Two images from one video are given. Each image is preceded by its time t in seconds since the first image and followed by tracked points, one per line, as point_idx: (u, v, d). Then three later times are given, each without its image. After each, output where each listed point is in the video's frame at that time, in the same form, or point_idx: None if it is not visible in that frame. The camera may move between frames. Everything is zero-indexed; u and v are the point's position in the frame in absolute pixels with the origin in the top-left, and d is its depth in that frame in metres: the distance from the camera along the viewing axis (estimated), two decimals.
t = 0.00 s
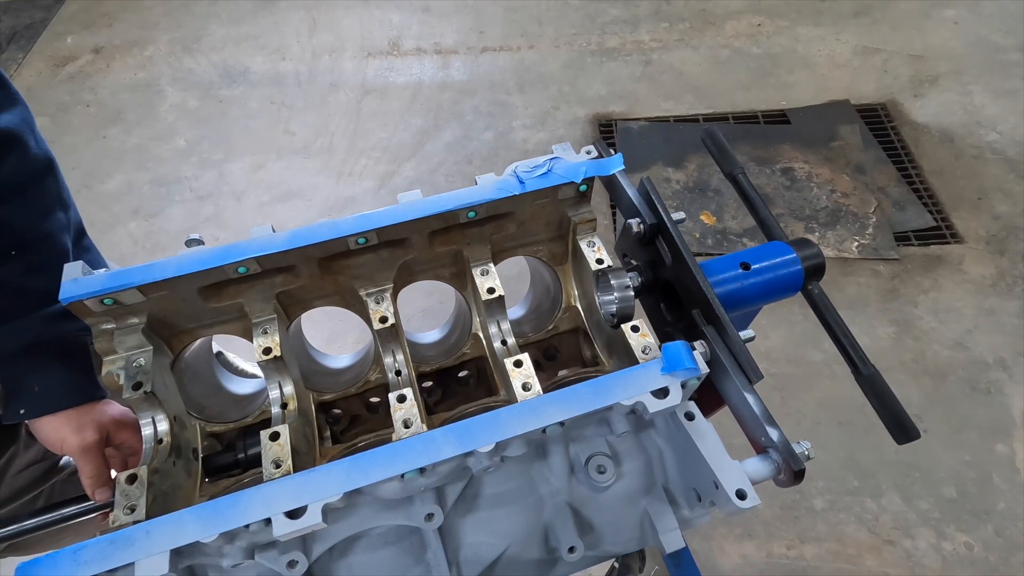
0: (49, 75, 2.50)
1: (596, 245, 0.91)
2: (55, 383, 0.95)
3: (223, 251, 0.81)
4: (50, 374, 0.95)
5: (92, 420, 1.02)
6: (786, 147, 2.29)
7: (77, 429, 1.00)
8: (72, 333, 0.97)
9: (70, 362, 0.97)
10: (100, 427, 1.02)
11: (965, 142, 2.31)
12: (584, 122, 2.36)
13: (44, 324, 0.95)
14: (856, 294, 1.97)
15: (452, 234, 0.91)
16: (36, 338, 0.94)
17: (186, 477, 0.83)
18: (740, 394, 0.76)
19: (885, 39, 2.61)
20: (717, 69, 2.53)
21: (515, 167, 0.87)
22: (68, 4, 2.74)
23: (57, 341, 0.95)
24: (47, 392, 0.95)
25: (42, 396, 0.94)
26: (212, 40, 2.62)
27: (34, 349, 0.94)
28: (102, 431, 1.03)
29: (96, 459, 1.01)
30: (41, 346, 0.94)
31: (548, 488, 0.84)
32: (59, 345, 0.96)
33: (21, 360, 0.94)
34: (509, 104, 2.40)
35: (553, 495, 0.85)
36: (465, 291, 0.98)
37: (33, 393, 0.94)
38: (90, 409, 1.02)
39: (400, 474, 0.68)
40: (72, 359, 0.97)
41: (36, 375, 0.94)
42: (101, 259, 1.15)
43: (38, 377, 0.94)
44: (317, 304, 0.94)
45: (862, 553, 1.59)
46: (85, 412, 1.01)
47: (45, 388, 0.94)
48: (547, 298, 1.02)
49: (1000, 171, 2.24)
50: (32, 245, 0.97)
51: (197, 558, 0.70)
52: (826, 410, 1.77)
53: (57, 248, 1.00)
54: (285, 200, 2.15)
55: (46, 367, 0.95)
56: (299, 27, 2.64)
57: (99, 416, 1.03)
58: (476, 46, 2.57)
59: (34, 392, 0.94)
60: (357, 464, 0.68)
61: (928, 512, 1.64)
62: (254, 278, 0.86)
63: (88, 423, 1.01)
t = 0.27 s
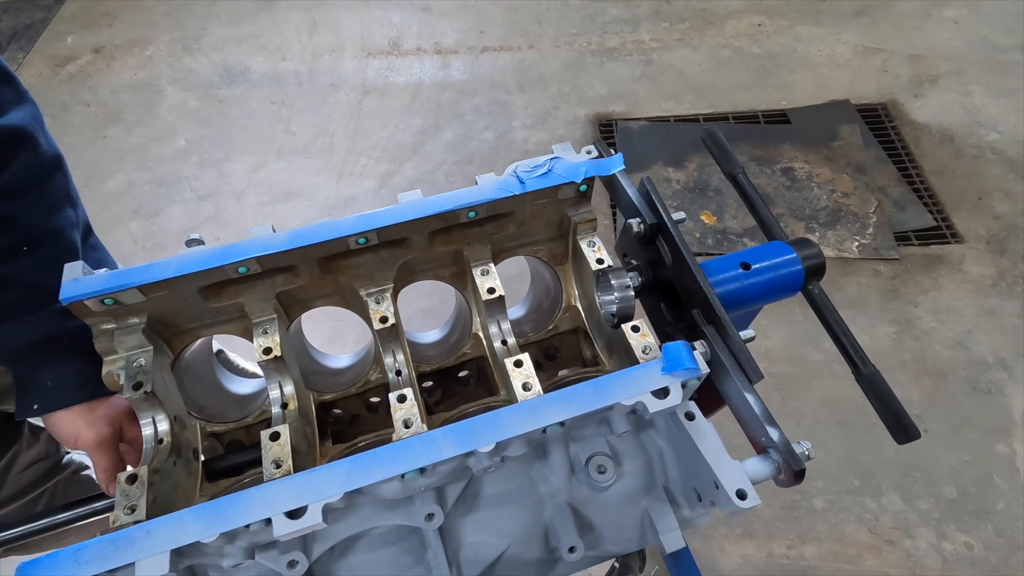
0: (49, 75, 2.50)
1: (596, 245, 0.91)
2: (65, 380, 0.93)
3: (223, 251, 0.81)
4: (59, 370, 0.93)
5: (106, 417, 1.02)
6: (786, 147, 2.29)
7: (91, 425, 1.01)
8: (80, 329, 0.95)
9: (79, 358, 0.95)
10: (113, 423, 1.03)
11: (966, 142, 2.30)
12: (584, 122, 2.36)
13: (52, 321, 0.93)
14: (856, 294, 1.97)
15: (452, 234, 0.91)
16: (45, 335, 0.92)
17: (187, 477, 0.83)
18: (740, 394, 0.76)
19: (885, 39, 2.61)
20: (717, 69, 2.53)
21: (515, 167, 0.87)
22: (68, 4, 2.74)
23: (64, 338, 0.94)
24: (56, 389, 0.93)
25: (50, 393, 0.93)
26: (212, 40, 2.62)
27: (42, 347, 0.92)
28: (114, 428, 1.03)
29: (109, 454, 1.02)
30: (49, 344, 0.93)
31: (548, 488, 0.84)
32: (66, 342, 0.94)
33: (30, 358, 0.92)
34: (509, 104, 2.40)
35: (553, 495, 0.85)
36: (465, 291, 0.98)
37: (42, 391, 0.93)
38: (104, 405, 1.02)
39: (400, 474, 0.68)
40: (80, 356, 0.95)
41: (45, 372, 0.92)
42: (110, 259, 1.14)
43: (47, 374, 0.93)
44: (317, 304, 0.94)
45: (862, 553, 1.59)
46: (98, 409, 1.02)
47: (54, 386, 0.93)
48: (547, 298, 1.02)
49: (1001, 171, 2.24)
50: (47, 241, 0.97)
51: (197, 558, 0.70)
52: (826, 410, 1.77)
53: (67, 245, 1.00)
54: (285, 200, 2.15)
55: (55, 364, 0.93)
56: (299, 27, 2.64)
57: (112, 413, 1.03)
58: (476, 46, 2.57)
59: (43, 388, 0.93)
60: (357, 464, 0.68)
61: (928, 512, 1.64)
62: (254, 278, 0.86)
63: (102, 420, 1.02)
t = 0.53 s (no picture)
0: (49, 75, 2.50)
1: (597, 244, 0.91)
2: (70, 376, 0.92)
3: (224, 250, 0.81)
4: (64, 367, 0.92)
5: (113, 414, 1.04)
6: (786, 147, 2.29)
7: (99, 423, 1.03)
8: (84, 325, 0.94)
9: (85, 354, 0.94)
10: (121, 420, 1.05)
11: (966, 142, 2.30)
12: (584, 122, 2.36)
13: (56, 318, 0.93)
14: (856, 294, 1.97)
15: (453, 233, 0.91)
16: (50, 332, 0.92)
17: (187, 476, 0.83)
18: (740, 394, 0.76)
19: (886, 39, 2.61)
20: (717, 69, 2.53)
21: (515, 167, 0.87)
22: (68, 4, 2.74)
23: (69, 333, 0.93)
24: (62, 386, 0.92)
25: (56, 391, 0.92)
26: (212, 40, 2.62)
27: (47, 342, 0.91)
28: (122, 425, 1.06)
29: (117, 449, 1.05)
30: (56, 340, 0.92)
31: (548, 488, 0.84)
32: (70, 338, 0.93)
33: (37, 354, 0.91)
34: (509, 104, 2.40)
35: (553, 495, 0.85)
36: (466, 291, 0.98)
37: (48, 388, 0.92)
38: (112, 405, 1.04)
39: (400, 474, 0.68)
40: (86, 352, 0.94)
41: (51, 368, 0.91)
42: (116, 257, 1.14)
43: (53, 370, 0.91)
44: (317, 304, 0.94)
45: (862, 553, 1.58)
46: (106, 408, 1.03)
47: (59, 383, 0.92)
48: (547, 298, 1.02)
49: (1001, 171, 2.23)
50: (54, 241, 0.98)
51: (197, 558, 0.70)
52: (826, 410, 1.77)
53: (74, 245, 1.01)
54: (285, 200, 2.15)
55: (61, 360, 0.92)
56: (299, 27, 2.64)
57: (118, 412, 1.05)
58: (477, 46, 2.57)
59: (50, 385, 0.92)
60: (357, 464, 0.68)
61: (928, 512, 1.64)
62: (254, 277, 0.86)
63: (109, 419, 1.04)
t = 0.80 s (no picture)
0: (49, 75, 2.50)
1: (597, 244, 0.91)
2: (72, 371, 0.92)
3: (224, 250, 0.81)
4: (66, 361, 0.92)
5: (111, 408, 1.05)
6: (786, 147, 2.29)
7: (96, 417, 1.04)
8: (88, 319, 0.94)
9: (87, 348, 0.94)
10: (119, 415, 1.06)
11: (966, 142, 2.30)
12: (584, 122, 2.36)
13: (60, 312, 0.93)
14: (857, 294, 1.97)
15: (452, 233, 0.91)
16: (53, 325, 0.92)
17: (187, 476, 0.83)
18: (740, 394, 0.76)
19: (886, 39, 2.61)
20: (717, 69, 2.52)
21: (515, 167, 0.87)
22: (68, 4, 2.74)
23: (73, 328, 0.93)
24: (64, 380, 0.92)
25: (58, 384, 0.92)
26: (213, 40, 2.62)
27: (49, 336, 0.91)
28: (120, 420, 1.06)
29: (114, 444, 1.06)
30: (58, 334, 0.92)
31: (548, 488, 0.84)
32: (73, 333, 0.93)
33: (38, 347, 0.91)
34: (509, 103, 2.40)
35: (553, 495, 0.85)
36: (466, 291, 0.98)
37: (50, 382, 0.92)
38: (110, 399, 1.04)
39: (400, 474, 0.68)
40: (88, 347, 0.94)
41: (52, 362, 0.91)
42: (118, 257, 1.13)
43: (54, 364, 0.92)
44: (317, 304, 0.94)
45: (862, 553, 1.58)
46: (104, 402, 1.04)
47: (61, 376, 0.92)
48: (547, 298, 1.02)
49: (1001, 171, 2.23)
50: (59, 235, 0.98)
51: (198, 557, 0.70)
52: (827, 410, 1.77)
53: (78, 240, 1.00)
54: (285, 200, 2.15)
55: (64, 355, 0.92)
56: (299, 27, 2.64)
57: (116, 406, 1.05)
58: (477, 46, 2.57)
59: (51, 379, 0.92)
60: (357, 464, 0.68)
61: (929, 512, 1.64)
62: (255, 277, 0.86)
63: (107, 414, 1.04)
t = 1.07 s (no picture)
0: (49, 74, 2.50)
1: (597, 244, 0.91)
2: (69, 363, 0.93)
3: (224, 250, 0.81)
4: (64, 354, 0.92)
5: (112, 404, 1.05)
6: (787, 147, 2.29)
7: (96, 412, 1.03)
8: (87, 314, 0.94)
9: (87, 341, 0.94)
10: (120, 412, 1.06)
11: (967, 141, 2.30)
12: (585, 121, 2.36)
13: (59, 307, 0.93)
14: (857, 293, 1.97)
15: (453, 233, 0.91)
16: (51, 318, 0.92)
17: (188, 475, 0.83)
18: (740, 394, 0.76)
19: (887, 38, 2.61)
20: (718, 68, 2.52)
21: (516, 167, 0.87)
22: (68, 4, 2.74)
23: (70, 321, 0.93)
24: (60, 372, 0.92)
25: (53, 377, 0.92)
26: (213, 39, 2.62)
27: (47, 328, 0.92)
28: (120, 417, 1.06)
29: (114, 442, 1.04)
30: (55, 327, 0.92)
31: (548, 488, 0.85)
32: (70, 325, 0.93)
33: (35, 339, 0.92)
34: (510, 103, 2.40)
35: (553, 495, 0.85)
36: (466, 291, 0.98)
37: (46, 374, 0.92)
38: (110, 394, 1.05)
39: (400, 473, 0.68)
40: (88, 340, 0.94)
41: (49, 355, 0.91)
42: (117, 254, 1.12)
43: (50, 356, 0.92)
44: (318, 304, 0.94)
45: (862, 553, 1.58)
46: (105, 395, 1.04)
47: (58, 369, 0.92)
48: (547, 298, 1.02)
49: (1002, 171, 2.23)
50: (60, 231, 0.98)
51: (198, 557, 0.70)
52: (827, 410, 1.77)
53: (80, 235, 1.01)
54: (286, 199, 2.15)
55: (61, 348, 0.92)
56: (300, 26, 2.64)
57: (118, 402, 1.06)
58: (477, 45, 2.57)
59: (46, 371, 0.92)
60: (357, 463, 0.68)
61: (929, 512, 1.64)
62: (255, 276, 0.86)
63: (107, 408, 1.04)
